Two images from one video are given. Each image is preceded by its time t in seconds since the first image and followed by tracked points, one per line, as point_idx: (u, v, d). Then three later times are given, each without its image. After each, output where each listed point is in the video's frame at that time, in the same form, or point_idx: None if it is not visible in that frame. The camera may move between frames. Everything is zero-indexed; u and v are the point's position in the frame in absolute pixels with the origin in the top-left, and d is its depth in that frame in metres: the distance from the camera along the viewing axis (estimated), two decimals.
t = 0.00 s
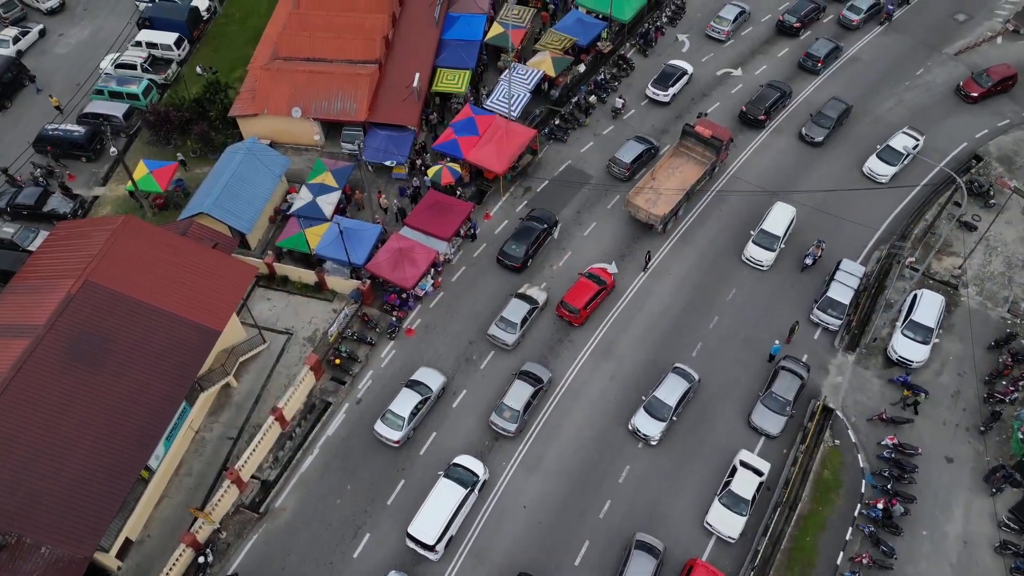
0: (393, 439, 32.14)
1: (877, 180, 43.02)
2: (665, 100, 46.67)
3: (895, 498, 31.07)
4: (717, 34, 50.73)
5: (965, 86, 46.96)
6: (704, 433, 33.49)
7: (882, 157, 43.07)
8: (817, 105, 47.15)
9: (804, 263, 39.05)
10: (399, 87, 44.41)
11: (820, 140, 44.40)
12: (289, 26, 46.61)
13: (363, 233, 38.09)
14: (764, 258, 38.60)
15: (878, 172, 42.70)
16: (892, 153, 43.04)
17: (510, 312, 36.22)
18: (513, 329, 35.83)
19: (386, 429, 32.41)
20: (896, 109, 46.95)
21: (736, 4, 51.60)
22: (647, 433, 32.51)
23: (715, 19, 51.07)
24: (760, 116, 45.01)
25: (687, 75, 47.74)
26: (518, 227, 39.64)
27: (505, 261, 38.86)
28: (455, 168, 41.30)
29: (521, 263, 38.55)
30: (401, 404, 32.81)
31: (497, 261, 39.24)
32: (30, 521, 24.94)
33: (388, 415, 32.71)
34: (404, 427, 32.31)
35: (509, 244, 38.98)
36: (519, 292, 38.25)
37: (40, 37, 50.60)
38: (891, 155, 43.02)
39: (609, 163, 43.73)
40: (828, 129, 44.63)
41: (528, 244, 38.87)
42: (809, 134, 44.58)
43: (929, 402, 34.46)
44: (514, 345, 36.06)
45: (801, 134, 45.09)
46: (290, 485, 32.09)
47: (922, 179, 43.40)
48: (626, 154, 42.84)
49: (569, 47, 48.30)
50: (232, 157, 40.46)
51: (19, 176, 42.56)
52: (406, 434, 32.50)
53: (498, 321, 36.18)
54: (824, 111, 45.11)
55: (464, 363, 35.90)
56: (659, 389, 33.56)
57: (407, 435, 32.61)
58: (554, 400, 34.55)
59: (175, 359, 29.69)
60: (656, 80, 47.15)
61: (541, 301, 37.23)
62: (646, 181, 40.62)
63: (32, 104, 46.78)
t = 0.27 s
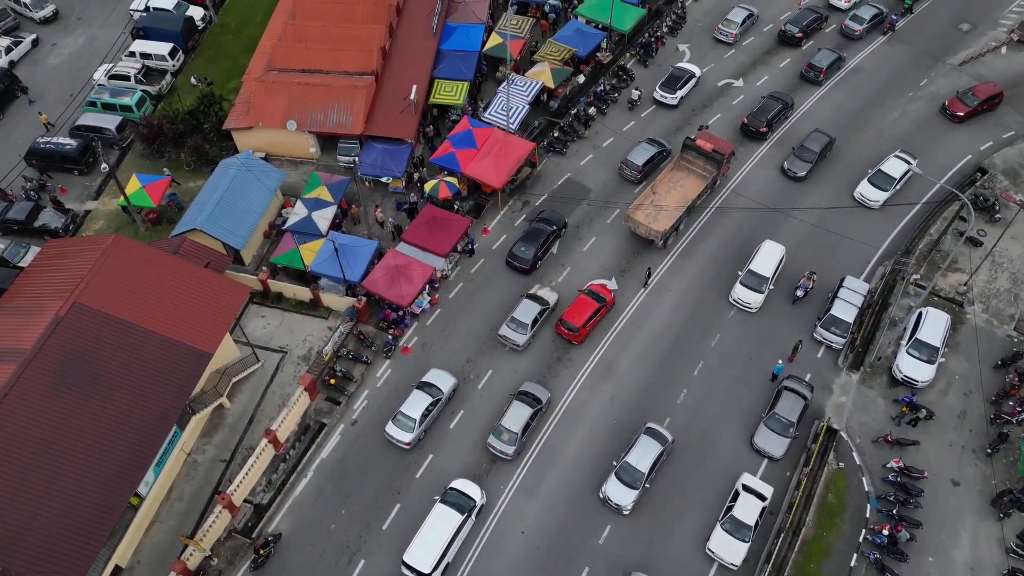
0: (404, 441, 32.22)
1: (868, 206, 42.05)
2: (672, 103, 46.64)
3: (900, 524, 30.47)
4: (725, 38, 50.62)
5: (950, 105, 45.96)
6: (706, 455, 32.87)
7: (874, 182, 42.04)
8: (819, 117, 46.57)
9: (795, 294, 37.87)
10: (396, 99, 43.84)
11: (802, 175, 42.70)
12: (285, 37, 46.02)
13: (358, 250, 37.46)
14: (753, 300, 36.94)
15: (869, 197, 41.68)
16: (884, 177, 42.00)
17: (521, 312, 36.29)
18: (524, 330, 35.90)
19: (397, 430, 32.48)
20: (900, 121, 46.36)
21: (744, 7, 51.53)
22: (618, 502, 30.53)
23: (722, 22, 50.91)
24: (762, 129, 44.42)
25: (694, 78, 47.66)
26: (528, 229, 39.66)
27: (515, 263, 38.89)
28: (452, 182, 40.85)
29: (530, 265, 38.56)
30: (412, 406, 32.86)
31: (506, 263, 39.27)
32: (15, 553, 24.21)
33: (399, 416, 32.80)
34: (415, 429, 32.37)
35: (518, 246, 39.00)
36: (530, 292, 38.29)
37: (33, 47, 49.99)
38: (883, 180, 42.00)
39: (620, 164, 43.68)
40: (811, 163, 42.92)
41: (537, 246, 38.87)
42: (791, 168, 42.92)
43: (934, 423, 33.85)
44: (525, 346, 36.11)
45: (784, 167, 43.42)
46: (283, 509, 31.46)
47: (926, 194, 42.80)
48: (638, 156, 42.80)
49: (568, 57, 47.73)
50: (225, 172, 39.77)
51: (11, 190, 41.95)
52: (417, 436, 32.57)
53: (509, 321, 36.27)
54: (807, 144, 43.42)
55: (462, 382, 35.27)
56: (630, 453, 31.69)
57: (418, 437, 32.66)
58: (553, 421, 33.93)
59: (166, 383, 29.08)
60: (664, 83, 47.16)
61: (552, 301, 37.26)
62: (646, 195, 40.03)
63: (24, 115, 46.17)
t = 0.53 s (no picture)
0: (416, 445, 32.25)
1: (860, 235, 40.64)
2: (680, 107, 46.54)
3: (906, 554, 29.74)
4: (732, 42, 50.37)
5: (935, 128, 44.79)
6: (707, 482, 32.14)
7: (864, 211, 40.59)
8: (822, 130, 45.86)
9: (786, 332, 36.52)
10: (392, 114, 43.15)
11: (785, 216, 40.76)
12: (279, 49, 45.31)
13: (353, 269, 36.77)
14: (740, 349, 35.24)
15: (859, 227, 40.33)
16: (875, 207, 40.53)
17: (532, 315, 36.25)
18: (535, 332, 35.87)
19: (409, 434, 32.50)
20: (904, 135, 45.67)
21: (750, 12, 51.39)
22: None
23: (730, 27, 50.76)
24: (764, 143, 43.75)
25: (702, 82, 47.49)
26: (537, 232, 39.56)
27: (524, 267, 38.82)
28: (448, 199, 40.10)
29: (540, 269, 38.45)
30: (423, 409, 32.84)
31: (515, 267, 39.19)
32: None
33: (411, 420, 32.80)
34: (426, 433, 32.38)
35: (528, 249, 38.91)
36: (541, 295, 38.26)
37: (24, 58, 49.30)
38: (875, 209, 40.53)
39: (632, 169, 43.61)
40: (793, 202, 40.93)
41: (547, 249, 38.80)
42: (773, 208, 40.90)
43: (941, 448, 33.13)
44: (536, 348, 36.09)
45: (766, 206, 41.41)
46: (275, 538, 30.75)
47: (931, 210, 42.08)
48: (649, 161, 42.70)
49: (567, 70, 47.07)
50: (217, 190, 39.06)
51: None
52: (429, 439, 32.58)
53: (520, 324, 36.24)
54: (789, 182, 41.38)
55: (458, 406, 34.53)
56: (599, 532, 29.43)
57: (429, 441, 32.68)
58: (551, 446, 33.20)
59: (153, 411, 28.32)
60: (672, 87, 47.01)
61: (563, 304, 37.24)
62: (645, 213, 39.36)
63: (15, 128, 45.46)
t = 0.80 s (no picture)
0: (426, 450, 32.09)
1: (850, 268, 39.22)
2: (687, 113, 46.23)
3: None
4: (739, 48, 50.04)
5: (920, 155, 43.51)
6: (709, 513, 31.32)
7: (856, 244, 39.20)
8: (824, 146, 45.09)
9: (776, 375, 35.10)
10: (386, 130, 42.38)
11: (766, 261, 38.83)
12: (272, 64, 44.56)
13: (346, 291, 35.98)
14: (721, 411, 33.34)
15: (850, 260, 38.91)
16: (866, 239, 39.16)
17: (543, 319, 36.16)
18: (545, 337, 35.72)
19: (420, 439, 32.38)
20: (908, 150, 44.90)
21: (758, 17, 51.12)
22: None
23: (737, 32, 50.44)
24: (765, 159, 43.01)
25: (709, 88, 47.17)
26: (546, 237, 39.34)
27: (533, 272, 38.59)
28: (444, 218, 39.33)
29: (549, 274, 38.21)
30: (434, 414, 32.74)
31: (524, 272, 38.97)
32: None
33: (422, 425, 32.70)
34: (437, 438, 32.24)
35: (537, 255, 38.68)
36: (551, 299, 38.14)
37: (13, 71, 48.52)
38: (866, 242, 39.16)
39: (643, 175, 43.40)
40: (775, 248, 38.91)
41: (555, 254, 38.58)
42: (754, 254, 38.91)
43: (947, 477, 32.34)
44: (546, 353, 35.94)
45: (747, 251, 39.37)
46: (265, 572, 29.97)
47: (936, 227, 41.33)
48: (660, 167, 42.52)
49: (565, 84, 46.33)
50: (207, 210, 38.25)
51: None
52: (439, 445, 32.44)
53: (531, 328, 36.08)
54: (771, 225, 39.37)
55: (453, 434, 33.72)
56: None
57: (440, 446, 32.52)
58: (548, 475, 32.40)
59: (137, 444, 27.49)
60: (679, 93, 46.66)
61: (574, 308, 37.12)
62: (645, 232, 38.63)
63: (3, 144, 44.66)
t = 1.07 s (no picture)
0: (437, 459, 32.00)
1: (840, 306, 37.75)
2: (694, 122, 45.88)
3: None
4: (746, 55, 49.71)
5: (906, 186, 42.14)
6: (710, 549, 30.40)
7: (846, 280, 37.85)
8: (827, 163, 44.26)
9: (769, 427, 33.58)
10: (381, 148, 41.54)
11: (747, 314, 36.82)
12: (265, 81, 43.70)
13: (338, 317, 35.08)
14: (700, 482, 31.43)
15: (840, 297, 37.47)
16: (857, 275, 37.85)
17: (555, 325, 36.02)
18: (557, 343, 35.61)
19: (430, 448, 32.28)
20: (912, 168, 44.06)
21: (766, 23, 50.88)
22: None
23: (744, 40, 50.17)
24: (767, 178, 42.18)
25: (717, 96, 46.78)
26: (555, 244, 39.08)
27: (542, 279, 38.35)
28: (439, 239, 38.43)
29: (558, 282, 38.00)
30: (445, 422, 32.63)
31: (533, 279, 38.78)
32: None
33: (432, 433, 32.60)
34: (447, 447, 32.13)
35: (546, 262, 38.45)
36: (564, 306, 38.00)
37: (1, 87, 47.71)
38: (856, 279, 37.81)
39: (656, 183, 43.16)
40: (756, 300, 36.94)
41: (565, 262, 38.32)
42: (734, 306, 36.99)
43: (956, 510, 31.44)
44: (558, 359, 35.83)
45: (725, 304, 37.44)
46: None
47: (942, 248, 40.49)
48: (674, 174, 42.24)
49: (563, 100, 45.49)
50: (196, 232, 37.35)
51: None
52: (450, 453, 32.33)
53: (542, 334, 35.96)
54: (752, 276, 37.41)
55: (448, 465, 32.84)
56: None
57: (450, 454, 32.41)
58: (545, 509, 31.53)
59: (120, 482, 26.61)
60: (686, 101, 46.40)
61: (586, 314, 36.95)
62: (645, 254, 37.76)
63: None
